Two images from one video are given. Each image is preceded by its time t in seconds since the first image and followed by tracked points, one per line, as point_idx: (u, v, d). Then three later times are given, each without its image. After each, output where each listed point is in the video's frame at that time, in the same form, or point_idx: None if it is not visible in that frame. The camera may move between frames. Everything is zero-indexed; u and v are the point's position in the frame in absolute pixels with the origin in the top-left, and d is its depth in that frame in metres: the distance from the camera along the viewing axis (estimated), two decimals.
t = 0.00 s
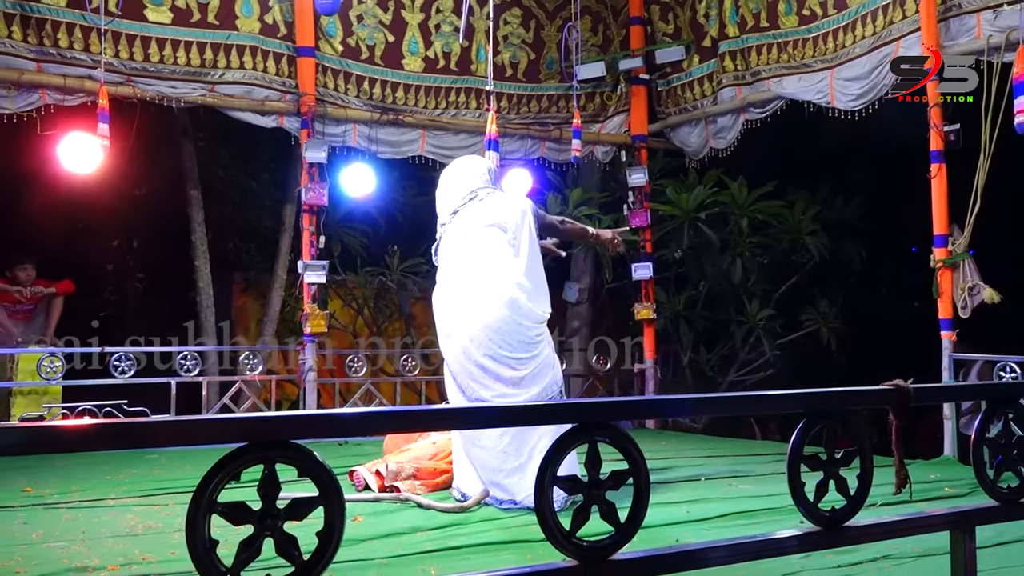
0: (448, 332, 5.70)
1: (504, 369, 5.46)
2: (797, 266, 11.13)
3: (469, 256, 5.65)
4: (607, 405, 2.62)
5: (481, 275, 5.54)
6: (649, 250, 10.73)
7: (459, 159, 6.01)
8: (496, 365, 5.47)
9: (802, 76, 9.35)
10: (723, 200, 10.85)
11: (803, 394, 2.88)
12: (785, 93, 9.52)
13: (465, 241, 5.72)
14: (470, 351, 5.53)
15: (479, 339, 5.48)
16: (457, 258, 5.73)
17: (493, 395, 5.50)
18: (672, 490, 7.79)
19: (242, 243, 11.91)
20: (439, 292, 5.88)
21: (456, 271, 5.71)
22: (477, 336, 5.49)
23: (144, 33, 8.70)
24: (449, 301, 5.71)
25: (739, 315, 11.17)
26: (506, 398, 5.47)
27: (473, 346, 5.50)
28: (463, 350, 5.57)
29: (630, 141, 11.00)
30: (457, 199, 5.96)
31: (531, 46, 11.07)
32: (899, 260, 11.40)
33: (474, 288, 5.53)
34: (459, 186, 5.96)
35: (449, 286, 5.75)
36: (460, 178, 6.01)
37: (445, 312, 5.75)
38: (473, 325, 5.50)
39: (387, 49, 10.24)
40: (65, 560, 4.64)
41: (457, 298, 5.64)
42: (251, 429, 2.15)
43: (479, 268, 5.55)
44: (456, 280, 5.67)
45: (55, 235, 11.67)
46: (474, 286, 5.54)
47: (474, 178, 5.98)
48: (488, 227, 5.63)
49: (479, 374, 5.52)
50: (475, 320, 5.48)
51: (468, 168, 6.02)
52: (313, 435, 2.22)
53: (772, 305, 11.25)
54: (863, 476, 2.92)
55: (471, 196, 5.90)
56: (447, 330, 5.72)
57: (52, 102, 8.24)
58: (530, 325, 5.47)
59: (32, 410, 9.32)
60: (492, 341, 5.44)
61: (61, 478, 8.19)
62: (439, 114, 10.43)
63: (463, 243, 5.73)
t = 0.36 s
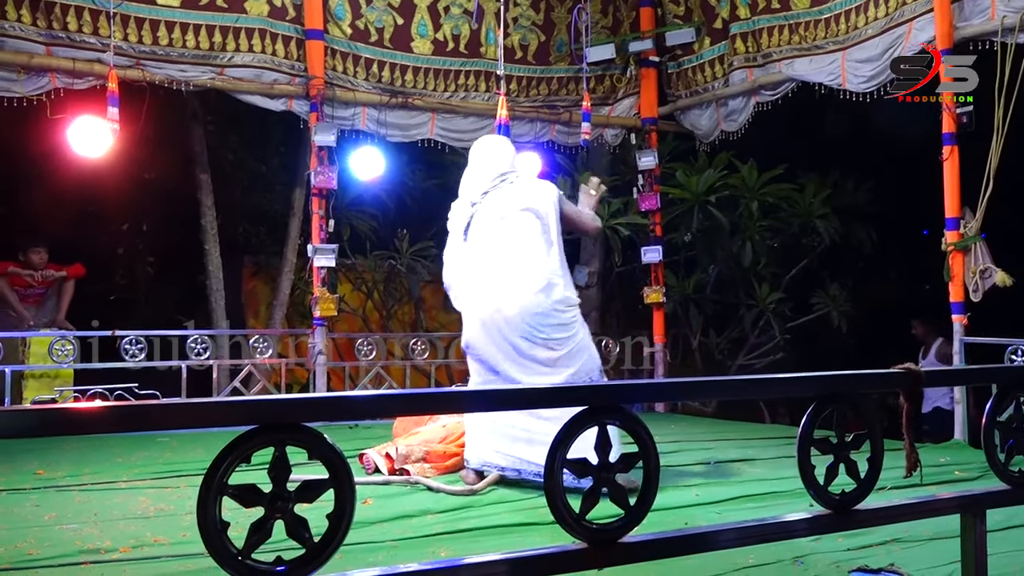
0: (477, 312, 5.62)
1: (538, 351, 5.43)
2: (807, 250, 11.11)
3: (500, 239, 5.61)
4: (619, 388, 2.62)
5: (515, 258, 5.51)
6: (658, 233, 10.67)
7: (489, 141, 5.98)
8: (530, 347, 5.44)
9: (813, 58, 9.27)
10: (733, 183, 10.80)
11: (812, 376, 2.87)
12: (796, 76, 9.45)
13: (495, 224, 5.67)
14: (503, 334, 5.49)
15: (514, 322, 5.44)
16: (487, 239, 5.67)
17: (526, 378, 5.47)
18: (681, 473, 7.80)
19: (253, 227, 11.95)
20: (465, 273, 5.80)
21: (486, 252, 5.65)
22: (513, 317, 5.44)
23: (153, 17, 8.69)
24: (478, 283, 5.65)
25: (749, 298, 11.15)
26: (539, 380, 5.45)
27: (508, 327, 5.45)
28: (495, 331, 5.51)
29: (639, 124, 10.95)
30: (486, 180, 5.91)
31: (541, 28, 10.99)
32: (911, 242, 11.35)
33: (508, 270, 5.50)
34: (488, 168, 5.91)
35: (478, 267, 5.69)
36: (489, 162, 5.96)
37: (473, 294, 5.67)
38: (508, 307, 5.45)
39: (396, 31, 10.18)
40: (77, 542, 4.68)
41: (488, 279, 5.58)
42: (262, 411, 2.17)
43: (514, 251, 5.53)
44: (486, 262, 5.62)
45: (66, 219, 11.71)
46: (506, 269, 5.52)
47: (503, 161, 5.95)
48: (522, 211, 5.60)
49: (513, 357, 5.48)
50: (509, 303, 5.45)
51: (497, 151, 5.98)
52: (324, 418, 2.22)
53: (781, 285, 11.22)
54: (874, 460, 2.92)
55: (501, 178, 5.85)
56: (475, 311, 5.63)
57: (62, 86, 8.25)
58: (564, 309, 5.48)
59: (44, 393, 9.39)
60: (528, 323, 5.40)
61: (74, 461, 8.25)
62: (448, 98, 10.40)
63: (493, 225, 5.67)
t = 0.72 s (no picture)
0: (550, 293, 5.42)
1: (614, 339, 5.42)
2: (811, 248, 11.13)
3: (576, 226, 5.56)
4: (621, 386, 2.62)
5: (596, 246, 5.49)
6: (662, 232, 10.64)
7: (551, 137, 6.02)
8: (607, 334, 5.39)
9: (817, 56, 9.25)
10: (737, 181, 10.79)
11: (815, 375, 2.86)
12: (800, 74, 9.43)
13: (566, 211, 5.62)
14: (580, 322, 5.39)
15: (598, 306, 5.37)
16: (555, 228, 5.59)
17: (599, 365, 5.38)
18: (685, 472, 7.79)
19: (256, 225, 11.96)
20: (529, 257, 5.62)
21: (560, 237, 5.55)
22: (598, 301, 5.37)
23: (157, 15, 8.70)
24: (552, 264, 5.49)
25: (753, 296, 11.14)
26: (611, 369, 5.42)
27: (591, 310, 5.36)
28: (573, 313, 5.37)
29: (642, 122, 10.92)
30: (549, 173, 5.89)
31: (545, 26, 10.98)
32: (914, 240, 11.35)
33: (589, 255, 5.45)
34: (551, 164, 5.93)
35: (550, 250, 5.54)
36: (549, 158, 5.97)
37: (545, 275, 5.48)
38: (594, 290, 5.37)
39: (399, 30, 10.18)
40: (81, 540, 4.69)
41: (566, 262, 5.46)
42: (265, 410, 2.16)
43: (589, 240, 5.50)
44: (557, 249, 5.49)
45: (69, 217, 11.72)
46: (593, 252, 5.48)
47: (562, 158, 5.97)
48: (598, 203, 5.63)
49: (587, 349, 5.37)
50: (595, 289, 5.37)
51: (556, 149, 6.02)
52: (326, 418, 2.22)
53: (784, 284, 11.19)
54: (878, 459, 2.91)
55: (566, 175, 5.88)
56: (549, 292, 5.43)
57: (65, 84, 8.26)
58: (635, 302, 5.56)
59: (48, 392, 9.40)
60: (611, 309, 5.38)
61: (78, 459, 8.26)
62: (452, 96, 10.40)
63: (569, 212, 5.61)
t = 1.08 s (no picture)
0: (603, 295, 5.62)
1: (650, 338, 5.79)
2: (812, 248, 11.13)
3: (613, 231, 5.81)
4: (622, 385, 2.62)
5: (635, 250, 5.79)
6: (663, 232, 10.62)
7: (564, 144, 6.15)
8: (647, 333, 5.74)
9: (818, 56, 9.25)
10: (738, 181, 10.79)
11: (816, 375, 2.86)
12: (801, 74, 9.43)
13: (604, 215, 5.85)
14: (627, 318, 5.66)
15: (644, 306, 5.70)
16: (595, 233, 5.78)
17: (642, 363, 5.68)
18: (686, 471, 7.79)
19: (257, 225, 11.97)
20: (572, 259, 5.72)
21: (601, 241, 5.77)
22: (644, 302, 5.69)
23: (158, 15, 8.69)
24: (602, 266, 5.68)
25: (754, 296, 11.14)
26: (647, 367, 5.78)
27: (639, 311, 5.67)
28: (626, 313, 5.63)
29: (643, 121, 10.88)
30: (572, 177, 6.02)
31: (546, 26, 10.97)
32: (915, 240, 11.34)
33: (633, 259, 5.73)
34: (571, 168, 6.05)
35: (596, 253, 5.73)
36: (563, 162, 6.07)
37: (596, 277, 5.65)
38: (643, 291, 5.68)
39: (400, 30, 10.17)
40: (83, 540, 4.70)
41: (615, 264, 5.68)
42: (267, 410, 2.17)
43: (629, 244, 5.79)
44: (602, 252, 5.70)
45: (71, 217, 11.73)
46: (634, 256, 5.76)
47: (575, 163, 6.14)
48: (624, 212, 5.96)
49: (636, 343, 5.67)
50: (643, 292, 5.68)
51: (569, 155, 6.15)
52: (328, 417, 2.22)
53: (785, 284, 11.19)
54: (879, 458, 2.91)
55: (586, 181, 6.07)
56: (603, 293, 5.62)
57: (67, 85, 8.27)
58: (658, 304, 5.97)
59: (50, 392, 9.40)
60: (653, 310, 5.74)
61: (79, 459, 8.27)
62: (453, 96, 10.40)
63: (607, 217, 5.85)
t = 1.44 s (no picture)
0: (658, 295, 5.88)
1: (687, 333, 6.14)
2: (816, 248, 11.10)
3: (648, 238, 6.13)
4: (626, 385, 2.61)
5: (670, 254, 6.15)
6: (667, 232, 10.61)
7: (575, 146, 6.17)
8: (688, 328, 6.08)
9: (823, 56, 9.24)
10: (743, 182, 10.78)
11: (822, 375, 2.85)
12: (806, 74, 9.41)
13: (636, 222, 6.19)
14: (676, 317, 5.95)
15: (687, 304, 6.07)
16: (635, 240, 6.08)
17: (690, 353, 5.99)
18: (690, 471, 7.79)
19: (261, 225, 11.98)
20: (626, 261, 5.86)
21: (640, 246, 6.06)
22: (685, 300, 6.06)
23: (162, 16, 8.70)
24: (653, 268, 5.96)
25: (758, 296, 11.14)
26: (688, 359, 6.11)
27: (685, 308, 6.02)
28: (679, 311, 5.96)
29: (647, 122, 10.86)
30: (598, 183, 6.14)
31: (549, 27, 10.97)
32: (919, 240, 11.32)
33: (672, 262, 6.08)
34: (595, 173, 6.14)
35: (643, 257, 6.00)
36: (577, 162, 6.07)
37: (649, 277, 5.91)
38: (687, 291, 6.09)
39: (404, 31, 10.18)
40: (88, 540, 4.71)
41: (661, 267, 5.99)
42: (271, 410, 2.17)
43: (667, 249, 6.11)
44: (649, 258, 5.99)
45: (76, 217, 11.76)
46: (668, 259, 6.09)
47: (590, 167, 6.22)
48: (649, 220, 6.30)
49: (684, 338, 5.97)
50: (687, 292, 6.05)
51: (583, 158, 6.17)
52: (333, 417, 2.22)
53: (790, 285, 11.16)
54: (883, 458, 2.90)
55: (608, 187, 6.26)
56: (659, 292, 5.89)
57: (72, 86, 8.28)
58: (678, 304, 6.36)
59: (55, 392, 9.42)
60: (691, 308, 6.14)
61: (84, 459, 8.29)
62: (457, 97, 10.39)
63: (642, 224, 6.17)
